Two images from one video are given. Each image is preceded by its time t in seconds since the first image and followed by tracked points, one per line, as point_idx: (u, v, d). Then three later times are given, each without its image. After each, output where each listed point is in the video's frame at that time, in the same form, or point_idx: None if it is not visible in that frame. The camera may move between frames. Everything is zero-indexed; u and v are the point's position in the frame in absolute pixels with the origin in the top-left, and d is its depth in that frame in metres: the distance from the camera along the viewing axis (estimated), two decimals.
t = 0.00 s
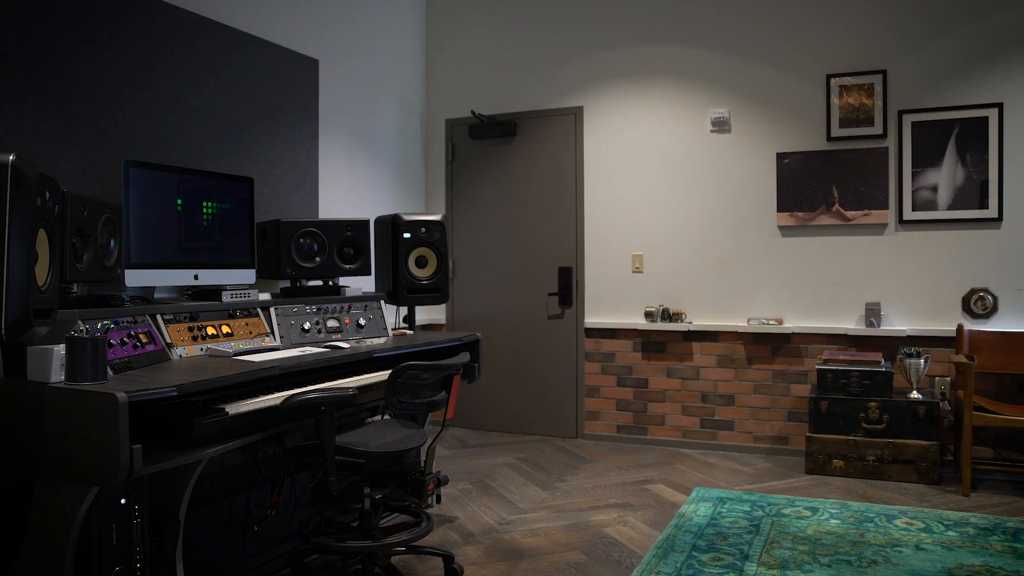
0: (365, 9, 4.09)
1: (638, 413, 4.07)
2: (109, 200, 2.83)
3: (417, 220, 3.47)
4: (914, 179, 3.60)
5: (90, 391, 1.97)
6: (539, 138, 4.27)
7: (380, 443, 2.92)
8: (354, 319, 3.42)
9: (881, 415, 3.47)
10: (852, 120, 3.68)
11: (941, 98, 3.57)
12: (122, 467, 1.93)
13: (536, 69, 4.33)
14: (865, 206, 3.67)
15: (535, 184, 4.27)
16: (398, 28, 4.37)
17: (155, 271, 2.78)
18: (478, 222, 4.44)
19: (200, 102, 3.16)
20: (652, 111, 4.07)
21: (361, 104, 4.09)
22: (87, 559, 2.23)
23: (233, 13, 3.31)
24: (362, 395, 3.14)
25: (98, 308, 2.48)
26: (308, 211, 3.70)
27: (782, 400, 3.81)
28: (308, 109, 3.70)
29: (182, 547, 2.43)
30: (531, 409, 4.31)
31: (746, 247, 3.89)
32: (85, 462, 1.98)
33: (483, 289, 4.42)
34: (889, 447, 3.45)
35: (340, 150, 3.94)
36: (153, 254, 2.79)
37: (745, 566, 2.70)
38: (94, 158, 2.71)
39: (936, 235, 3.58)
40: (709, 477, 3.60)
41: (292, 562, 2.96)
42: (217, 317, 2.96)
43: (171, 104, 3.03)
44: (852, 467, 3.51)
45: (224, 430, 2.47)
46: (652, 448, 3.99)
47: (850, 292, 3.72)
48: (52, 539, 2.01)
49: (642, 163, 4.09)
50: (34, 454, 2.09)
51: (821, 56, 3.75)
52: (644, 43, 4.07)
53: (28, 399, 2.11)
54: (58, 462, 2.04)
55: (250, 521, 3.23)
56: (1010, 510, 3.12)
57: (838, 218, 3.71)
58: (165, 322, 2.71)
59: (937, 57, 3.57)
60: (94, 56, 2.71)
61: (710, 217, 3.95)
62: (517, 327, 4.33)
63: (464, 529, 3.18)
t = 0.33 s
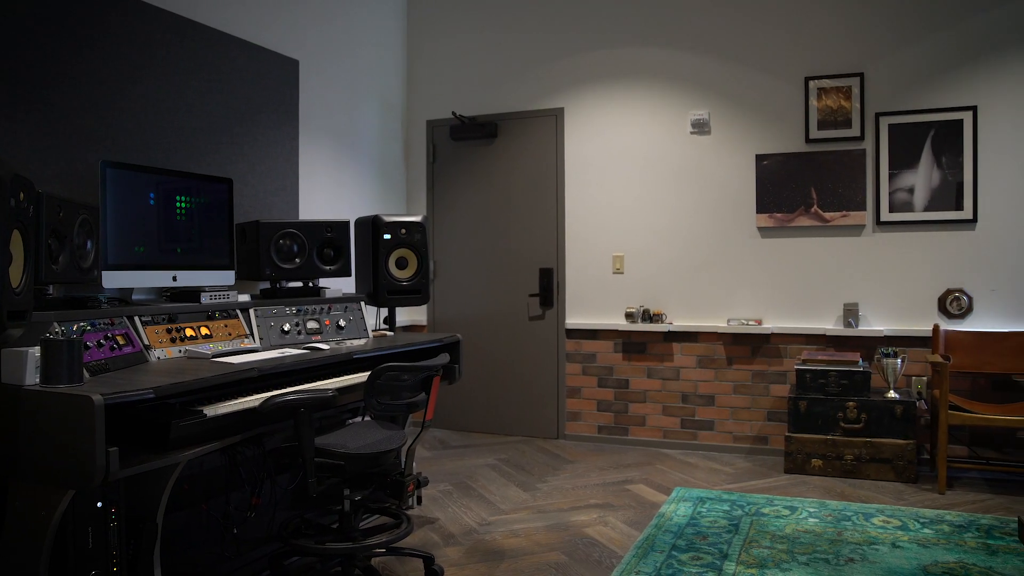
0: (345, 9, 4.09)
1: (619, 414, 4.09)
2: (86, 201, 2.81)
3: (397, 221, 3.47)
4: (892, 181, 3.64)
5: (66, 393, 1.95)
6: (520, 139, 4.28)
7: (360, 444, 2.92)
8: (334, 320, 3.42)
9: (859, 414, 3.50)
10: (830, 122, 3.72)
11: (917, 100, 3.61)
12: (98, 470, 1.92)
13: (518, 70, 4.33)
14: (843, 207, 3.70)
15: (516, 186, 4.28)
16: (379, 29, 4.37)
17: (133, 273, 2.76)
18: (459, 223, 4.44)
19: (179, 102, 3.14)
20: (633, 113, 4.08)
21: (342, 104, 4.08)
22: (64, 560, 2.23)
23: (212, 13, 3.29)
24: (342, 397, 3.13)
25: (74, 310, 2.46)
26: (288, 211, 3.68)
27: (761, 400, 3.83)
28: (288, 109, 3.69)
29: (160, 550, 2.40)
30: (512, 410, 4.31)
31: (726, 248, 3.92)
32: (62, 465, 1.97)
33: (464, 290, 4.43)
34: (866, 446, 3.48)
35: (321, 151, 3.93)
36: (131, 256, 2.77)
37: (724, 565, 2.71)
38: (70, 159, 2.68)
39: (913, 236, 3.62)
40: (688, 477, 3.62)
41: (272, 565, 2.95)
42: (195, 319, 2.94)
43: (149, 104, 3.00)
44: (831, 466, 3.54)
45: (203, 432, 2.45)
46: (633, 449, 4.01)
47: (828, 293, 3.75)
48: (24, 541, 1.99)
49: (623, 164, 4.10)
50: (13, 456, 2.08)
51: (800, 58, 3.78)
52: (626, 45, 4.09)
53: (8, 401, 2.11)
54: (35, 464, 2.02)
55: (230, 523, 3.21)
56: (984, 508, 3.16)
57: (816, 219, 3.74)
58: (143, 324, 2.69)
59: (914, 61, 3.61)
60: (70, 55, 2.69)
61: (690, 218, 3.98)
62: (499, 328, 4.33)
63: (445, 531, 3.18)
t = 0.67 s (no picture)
0: (325, 10, 4.08)
1: (600, 414, 4.10)
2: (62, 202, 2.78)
3: (377, 222, 3.46)
4: (869, 183, 3.67)
5: (42, 395, 1.93)
6: (501, 140, 4.29)
7: (339, 446, 2.91)
8: (313, 321, 3.40)
9: (837, 414, 3.53)
10: (809, 125, 3.75)
11: (894, 103, 3.65)
12: (74, 472, 1.90)
13: (500, 71, 4.33)
14: (821, 209, 3.73)
15: (498, 187, 4.28)
16: (360, 30, 4.36)
17: (110, 274, 2.74)
18: (440, 224, 4.43)
19: (157, 103, 3.12)
20: (613, 115, 4.10)
21: (322, 106, 4.07)
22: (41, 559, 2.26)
23: (191, 13, 3.28)
24: (322, 399, 3.12)
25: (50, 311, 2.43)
26: (268, 212, 3.67)
27: (741, 400, 3.85)
28: (268, 110, 3.68)
29: (137, 553, 2.35)
30: (494, 411, 4.31)
31: (705, 250, 3.94)
32: (37, 467, 1.95)
33: (446, 291, 4.42)
34: (844, 445, 3.51)
35: (301, 152, 3.91)
36: (108, 257, 2.74)
37: (703, 564, 2.73)
38: (47, 159, 2.66)
39: (890, 237, 3.66)
40: (669, 477, 3.64)
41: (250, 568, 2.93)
42: (173, 321, 2.92)
43: (127, 105, 2.98)
44: (809, 465, 3.56)
45: (182, 435, 2.43)
46: (614, 449, 4.02)
47: (807, 294, 3.78)
48: None
49: (604, 166, 4.12)
50: None
51: (779, 61, 3.81)
52: (607, 47, 4.10)
53: None
54: (10, 466, 2.00)
55: (209, 526, 3.19)
56: (959, 505, 3.20)
57: (795, 220, 3.77)
58: (120, 326, 2.67)
59: (891, 64, 3.65)
60: (47, 55, 2.67)
61: (669, 219, 4.00)
62: (481, 330, 4.33)
63: (425, 532, 3.18)
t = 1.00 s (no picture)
0: (306, 10, 4.06)
1: (581, 415, 4.11)
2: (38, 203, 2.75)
3: (357, 223, 3.46)
4: (847, 184, 3.71)
5: (17, 398, 1.91)
6: (482, 141, 4.29)
7: (318, 448, 2.90)
8: (294, 323, 3.39)
9: (816, 414, 3.56)
10: (788, 126, 3.77)
11: (872, 106, 3.69)
12: (49, 477, 1.88)
13: (481, 72, 4.33)
14: (800, 210, 3.76)
15: (480, 188, 4.29)
16: (340, 31, 4.35)
17: (88, 276, 2.71)
18: (422, 225, 4.43)
19: (135, 103, 3.09)
20: (595, 116, 4.11)
21: (303, 106, 4.06)
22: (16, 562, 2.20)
23: (169, 12, 3.26)
24: (302, 401, 3.11)
25: (25, 313, 2.41)
26: (248, 213, 3.65)
27: (721, 400, 3.87)
28: (248, 111, 3.66)
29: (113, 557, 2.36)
30: (476, 412, 4.31)
31: (685, 251, 3.96)
32: (12, 470, 1.93)
33: (428, 292, 4.41)
34: (823, 444, 3.54)
35: (281, 153, 3.90)
36: (86, 258, 2.72)
37: (683, 564, 2.74)
38: (23, 160, 2.63)
39: (868, 238, 3.69)
40: (650, 477, 3.65)
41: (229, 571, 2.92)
42: (152, 322, 2.90)
43: (105, 105, 2.96)
44: (789, 465, 3.58)
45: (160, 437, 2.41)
46: (595, 449, 4.03)
47: (786, 295, 3.81)
48: None
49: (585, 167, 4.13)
50: None
51: (759, 63, 3.83)
52: (589, 48, 4.11)
53: None
54: None
55: (187, 529, 3.17)
56: (935, 503, 3.23)
57: (774, 221, 3.80)
58: (97, 328, 2.65)
59: (869, 67, 3.68)
60: (23, 54, 2.64)
61: (650, 219, 4.01)
62: (463, 331, 4.33)
63: (406, 533, 3.17)
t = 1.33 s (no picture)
0: (286, 11, 4.05)
1: (562, 416, 4.12)
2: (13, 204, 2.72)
3: (337, 224, 3.45)
4: (826, 186, 3.74)
5: None
6: (463, 143, 4.29)
7: (298, 450, 2.88)
8: (273, 324, 3.38)
9: (795, 413, 3.58)
10: (767, 128, 3.80)
11: (849, 108, 3.72)
12: (20, 481, 1.87)
13: (463, 73, 4.33)
14: (779, 211, 3.79)
15: (462, 189, 4.29)
16: (321, 31, 4.35)
17: (64, 277, 2.69)
18: (403, 226, 4.42)
19: (113, 103, 3.07)
20: (576, 118, 4.12)
21: (283, 107, 4.04)
22: None
23: (147, 12, 3.24)
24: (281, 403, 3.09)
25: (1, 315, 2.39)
26: (228, 215, 3.63)
27: (701, 400, 3.89)
28: (227, 111, 3.64)
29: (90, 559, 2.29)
30: (458, 413, 4.31)
31: (666, 252, 3.98)
32: None
33: (410, 293, 4.41)
34: (803, 444, 3.56)
35: (261, 153, 3.88)
36: (64, 259, 2.69)
37: (663, 564, 2.75)
38: None
39: (846, 239, 3.73)
40: (630, 477, 3.66)
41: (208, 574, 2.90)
42: (129, 324, 2.87)
43: (82, 105, 2.93)
44: (768, 464, 3.61)
45: (136, 440, 2.39)
46: (576, 450, 4.04)
47: (765, 297, 3.84)
48: None
49: (566, 168, 4.14)
50: None
51: (739, 66, 3.86)
52: (570, 50, 4.12)
53: None
54: None
55: (166, 533, 3.15)
56: (912, 501, 3.26)
57: (754, 222, 3.82)
58: (74, 330, 2.63)
59: (846, 69, 3.72)
60: None
61: (630, 221, 4.03)
62: (445, 332, 4.33)
63: (387, 535, 3.16)
